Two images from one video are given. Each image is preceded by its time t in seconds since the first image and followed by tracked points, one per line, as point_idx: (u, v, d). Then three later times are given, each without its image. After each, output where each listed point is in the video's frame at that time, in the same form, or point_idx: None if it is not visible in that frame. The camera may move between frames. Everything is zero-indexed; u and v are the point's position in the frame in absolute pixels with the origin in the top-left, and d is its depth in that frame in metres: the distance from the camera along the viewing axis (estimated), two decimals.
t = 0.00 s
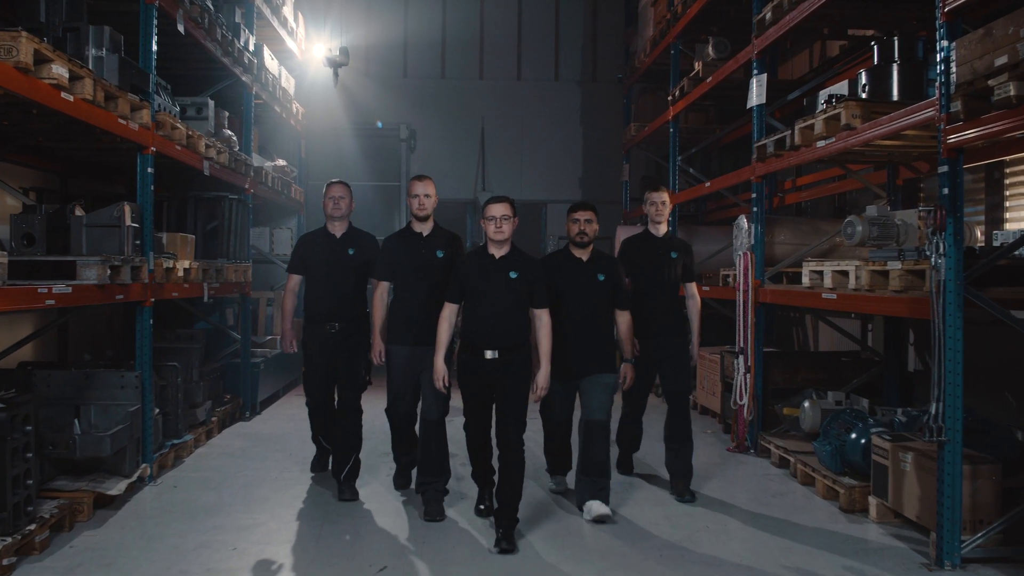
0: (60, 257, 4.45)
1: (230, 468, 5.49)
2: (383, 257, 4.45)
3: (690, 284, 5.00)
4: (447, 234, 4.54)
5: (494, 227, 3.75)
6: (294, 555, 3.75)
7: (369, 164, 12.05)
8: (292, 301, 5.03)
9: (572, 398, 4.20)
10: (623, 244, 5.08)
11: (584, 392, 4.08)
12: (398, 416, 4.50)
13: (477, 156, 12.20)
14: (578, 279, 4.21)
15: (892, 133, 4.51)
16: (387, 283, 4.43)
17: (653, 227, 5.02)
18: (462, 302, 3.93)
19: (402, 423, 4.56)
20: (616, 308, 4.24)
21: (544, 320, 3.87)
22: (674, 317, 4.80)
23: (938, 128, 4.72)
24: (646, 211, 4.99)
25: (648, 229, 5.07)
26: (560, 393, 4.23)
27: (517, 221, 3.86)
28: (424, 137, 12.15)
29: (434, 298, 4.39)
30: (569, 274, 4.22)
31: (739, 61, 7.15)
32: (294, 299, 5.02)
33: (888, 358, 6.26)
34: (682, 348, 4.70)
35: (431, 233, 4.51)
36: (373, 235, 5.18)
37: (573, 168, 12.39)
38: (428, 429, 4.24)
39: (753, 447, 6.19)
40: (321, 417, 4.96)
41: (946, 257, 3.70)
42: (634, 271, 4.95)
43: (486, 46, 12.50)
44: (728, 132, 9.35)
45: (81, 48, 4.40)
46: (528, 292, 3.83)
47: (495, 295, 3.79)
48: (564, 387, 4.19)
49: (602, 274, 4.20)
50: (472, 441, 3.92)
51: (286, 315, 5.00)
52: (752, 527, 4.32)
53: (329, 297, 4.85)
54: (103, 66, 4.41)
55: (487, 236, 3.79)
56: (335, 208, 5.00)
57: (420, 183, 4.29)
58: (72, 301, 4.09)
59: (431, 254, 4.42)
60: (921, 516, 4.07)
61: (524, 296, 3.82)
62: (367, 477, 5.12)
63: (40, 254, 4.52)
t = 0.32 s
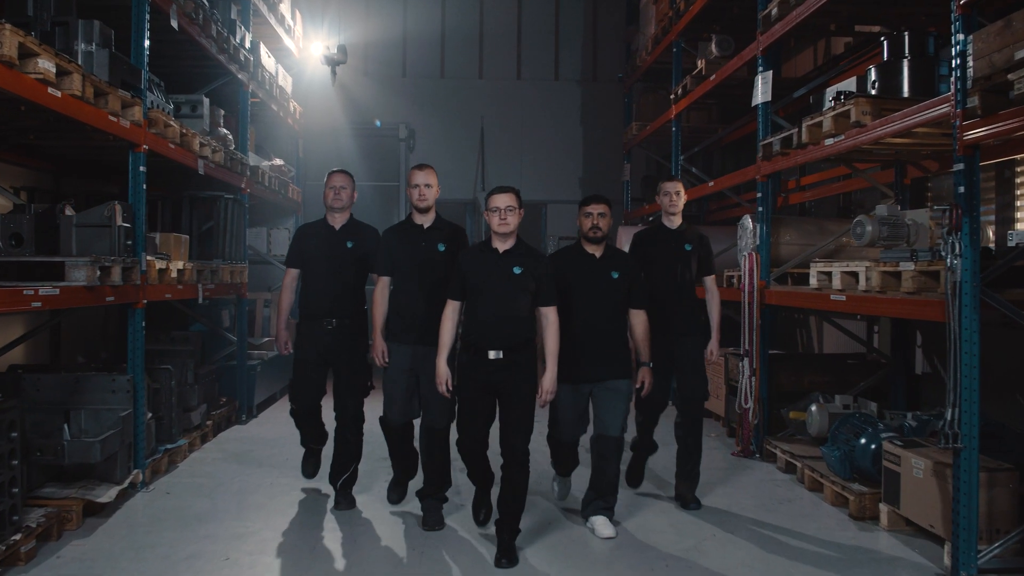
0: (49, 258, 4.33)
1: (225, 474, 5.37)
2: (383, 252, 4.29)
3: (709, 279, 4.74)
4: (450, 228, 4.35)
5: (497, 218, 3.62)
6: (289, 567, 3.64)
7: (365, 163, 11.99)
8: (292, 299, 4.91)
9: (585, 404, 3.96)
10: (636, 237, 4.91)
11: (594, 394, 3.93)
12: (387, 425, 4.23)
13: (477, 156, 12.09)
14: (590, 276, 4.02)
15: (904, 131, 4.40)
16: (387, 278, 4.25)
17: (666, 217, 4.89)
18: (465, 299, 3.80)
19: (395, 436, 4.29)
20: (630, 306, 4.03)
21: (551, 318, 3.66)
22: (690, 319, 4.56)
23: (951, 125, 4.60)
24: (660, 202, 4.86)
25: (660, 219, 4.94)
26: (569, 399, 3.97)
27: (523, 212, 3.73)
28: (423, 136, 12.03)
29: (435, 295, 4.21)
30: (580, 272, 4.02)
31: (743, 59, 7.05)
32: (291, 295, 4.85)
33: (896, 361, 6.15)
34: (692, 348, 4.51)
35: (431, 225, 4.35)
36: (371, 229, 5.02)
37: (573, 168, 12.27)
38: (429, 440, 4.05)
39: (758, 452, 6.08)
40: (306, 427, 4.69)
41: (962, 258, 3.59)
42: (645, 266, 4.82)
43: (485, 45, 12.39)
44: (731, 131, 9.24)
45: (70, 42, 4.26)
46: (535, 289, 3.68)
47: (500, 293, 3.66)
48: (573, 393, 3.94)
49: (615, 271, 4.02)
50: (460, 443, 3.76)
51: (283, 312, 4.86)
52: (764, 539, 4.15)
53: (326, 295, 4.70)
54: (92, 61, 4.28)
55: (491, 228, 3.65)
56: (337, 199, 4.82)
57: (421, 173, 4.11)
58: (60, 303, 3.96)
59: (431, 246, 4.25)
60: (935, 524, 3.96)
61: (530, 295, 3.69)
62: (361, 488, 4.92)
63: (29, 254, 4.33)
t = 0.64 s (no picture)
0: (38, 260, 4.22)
1: (220, 480, 5.25)
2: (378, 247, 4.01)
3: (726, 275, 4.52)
4: (451, 224, 4.05)
5: (500, 211, 3.46)
6: None
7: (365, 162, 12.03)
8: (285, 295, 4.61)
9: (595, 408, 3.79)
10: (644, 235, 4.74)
11: (600, 398, 3.79)
12: (388, 433, 3.83)
13: (477, 156, 11.99)
14: (599, 275, 3.80)
15: (917, 129, 4.28)
16: (384, 278, 3.98)
17: (676, 216, 4.51)
18: (464, 299, 3.63)
19: (392, 446, 3.89)
20: (645, 299, 3.83)
21: (558, 314, 3.54)
22: (702, 321, 4.33)
23: (963, 123, 4.48)
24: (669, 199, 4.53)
25: (670, 218, 4.57)
26: (575, 403, 3.77)
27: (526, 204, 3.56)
28: (423, 136, 11.92)
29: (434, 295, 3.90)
30: (588, 270, 3.78)
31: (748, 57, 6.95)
32: (285, 291, 4.60)
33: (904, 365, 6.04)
34: (705, 350, 4.29)
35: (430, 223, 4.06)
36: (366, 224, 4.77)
37: (574, 168, 12.16)
38: (429, 448, 3.89)
39: (764, 457, 5.94)
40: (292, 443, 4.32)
41: (979, 259, 3.47)
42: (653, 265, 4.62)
43: (485, 45, 12.28)
44: (734, 131, 9.07)
45: (60, 39, 4.17)
46: (539, 286, 3.52)
47: (502, 292, 3.48)
48: (579, 396, 3.74)
49: (626, 262, 3.80)
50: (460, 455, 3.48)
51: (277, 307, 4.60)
52: (772, 549, 4.02)
53: (319, 295, 4.48)
54: (82, 58, 4.17)
55: (492, 222, 3.49)
56: (332, 194, 4.59)
57: (417, 166, 3.84)
58: (48, 306, 3.83)
59: (429, 244, 3.94)
60: (950, 534, 3.84)
61: (534, 294, 3.51)
62: (358, 497, 4.80)
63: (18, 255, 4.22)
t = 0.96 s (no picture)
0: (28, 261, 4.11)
1: (216, 487, 5.14)
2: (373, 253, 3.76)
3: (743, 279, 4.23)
4: (446, 226, 3.83)
5: (501, 212, 3.30)
6: None
7: (364, 162, 11.63)
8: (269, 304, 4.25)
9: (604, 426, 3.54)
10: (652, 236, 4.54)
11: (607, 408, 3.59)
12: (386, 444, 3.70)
13: (478, 156, 11.88)
14: (607, 277, 3.63)
15: (932, 126, 4.16)
16: (376, 287, 3.74)
17: (686, 220, 4.30)
18: (462, 304, 3.45)
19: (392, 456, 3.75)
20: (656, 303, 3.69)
21: (561, 323, 3.34)
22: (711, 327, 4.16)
23: (977, 122, 4.38)
24: (677, 203, 4.31)
25: (680, 223, 4.36)
26: (585, 416, 3.52)
27: (527, 206, 3.41)
28: (423, 136, 11.80)
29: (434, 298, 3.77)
30: (596, 269, 3.61)
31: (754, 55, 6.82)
32: (273, 302, 4.26)
33: (914, 368, 5.92)
34: (717, 357, 4.10)
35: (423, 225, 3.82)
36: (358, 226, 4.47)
37: (576, 169, 12.05)
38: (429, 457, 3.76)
39: (771, 462, 5.85)
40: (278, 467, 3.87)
41: (1000, 261, 3.35)
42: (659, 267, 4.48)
43: (487, 44, 12.17)
44: (739, 131, 8.90)
45: (50, 34, 4.06)
46: (542, 291, 3.32)
47: (503, 297, 3.30)
48: (585, 413, 3.52)
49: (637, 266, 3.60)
50: (460, 471, 3.31)
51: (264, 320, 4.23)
52: (783, 561, 3.89)
53: (306, 302, 4.20)
54: (74, 54, 4.08)
55: (493, 223, 3.32)
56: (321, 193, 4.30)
57: (412, 166, 3.65)
58: (37, 309, 3.71)
59: (425, 249, 3.72)
60: (968, 544, 3.73)
61: (537, 301, 3.33)
62: (357, 504, 4.70)
63: (7, 256, 4.11)
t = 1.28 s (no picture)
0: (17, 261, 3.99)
1: (212, 493, 5.02)
2: (364, 256, 3.58)
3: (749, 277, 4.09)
4: (438, 229, 3.69)
5: (498, 214, 3.16)
6: None
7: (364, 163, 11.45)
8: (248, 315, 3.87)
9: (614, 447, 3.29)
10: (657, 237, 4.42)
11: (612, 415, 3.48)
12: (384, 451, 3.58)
13: (478, 156, 11.76)
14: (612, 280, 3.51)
15: (946, 124, 4.04)
16: (361, 292, 3.56)
17: (692, 220, 4.16)
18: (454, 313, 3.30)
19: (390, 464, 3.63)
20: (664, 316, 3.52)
21: (564, 334, 3.16)
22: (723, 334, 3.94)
23: (992, 120, 4.26)
24: (682, 202, 4.15)
25: (687, 223, 4.23)
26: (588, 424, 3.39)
27: (526, 208, 3.27)
28: (423, 135, 11.70)
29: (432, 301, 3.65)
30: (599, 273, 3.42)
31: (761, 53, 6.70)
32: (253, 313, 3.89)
33: (924, 370, 5.80)
34: (724, 362, 3.98)
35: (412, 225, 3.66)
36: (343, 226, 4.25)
37: (578, 169, 11.92)
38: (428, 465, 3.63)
39: (779, 467, 5.73)
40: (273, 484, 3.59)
41: (1021, 261, 3.23)
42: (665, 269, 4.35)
43: (488, 43, 12.07)
44: (744, 130, 8.75)
45: (40, 29, 3.94)
46: (543, 298, 3.17)
47: (502, 302, 3.16)
48: (593, 427, 3.31)
49: (643, 274, 3.42)
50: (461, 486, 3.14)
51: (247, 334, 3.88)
52: None
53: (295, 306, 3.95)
54: (64, 49, 3.96)
55: (490, 226, 3.19)
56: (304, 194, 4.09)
57: (402, 163, 3.50)
58: (25, 312, 3.58)
59: (417, 251, 3.58)
60: (985, 553, 3.63)
61: (538, 306, 3.19)
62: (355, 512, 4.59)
63: None
